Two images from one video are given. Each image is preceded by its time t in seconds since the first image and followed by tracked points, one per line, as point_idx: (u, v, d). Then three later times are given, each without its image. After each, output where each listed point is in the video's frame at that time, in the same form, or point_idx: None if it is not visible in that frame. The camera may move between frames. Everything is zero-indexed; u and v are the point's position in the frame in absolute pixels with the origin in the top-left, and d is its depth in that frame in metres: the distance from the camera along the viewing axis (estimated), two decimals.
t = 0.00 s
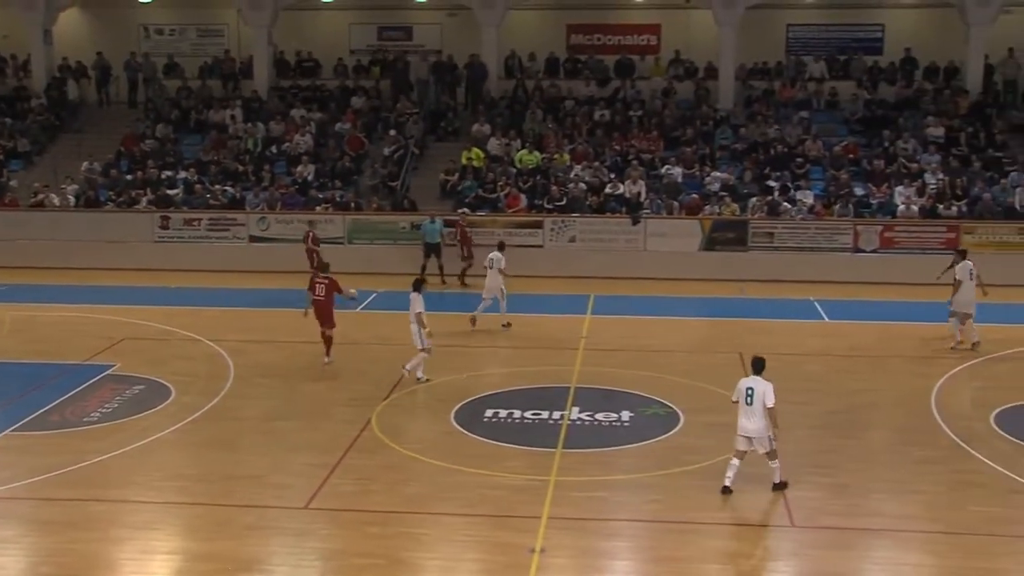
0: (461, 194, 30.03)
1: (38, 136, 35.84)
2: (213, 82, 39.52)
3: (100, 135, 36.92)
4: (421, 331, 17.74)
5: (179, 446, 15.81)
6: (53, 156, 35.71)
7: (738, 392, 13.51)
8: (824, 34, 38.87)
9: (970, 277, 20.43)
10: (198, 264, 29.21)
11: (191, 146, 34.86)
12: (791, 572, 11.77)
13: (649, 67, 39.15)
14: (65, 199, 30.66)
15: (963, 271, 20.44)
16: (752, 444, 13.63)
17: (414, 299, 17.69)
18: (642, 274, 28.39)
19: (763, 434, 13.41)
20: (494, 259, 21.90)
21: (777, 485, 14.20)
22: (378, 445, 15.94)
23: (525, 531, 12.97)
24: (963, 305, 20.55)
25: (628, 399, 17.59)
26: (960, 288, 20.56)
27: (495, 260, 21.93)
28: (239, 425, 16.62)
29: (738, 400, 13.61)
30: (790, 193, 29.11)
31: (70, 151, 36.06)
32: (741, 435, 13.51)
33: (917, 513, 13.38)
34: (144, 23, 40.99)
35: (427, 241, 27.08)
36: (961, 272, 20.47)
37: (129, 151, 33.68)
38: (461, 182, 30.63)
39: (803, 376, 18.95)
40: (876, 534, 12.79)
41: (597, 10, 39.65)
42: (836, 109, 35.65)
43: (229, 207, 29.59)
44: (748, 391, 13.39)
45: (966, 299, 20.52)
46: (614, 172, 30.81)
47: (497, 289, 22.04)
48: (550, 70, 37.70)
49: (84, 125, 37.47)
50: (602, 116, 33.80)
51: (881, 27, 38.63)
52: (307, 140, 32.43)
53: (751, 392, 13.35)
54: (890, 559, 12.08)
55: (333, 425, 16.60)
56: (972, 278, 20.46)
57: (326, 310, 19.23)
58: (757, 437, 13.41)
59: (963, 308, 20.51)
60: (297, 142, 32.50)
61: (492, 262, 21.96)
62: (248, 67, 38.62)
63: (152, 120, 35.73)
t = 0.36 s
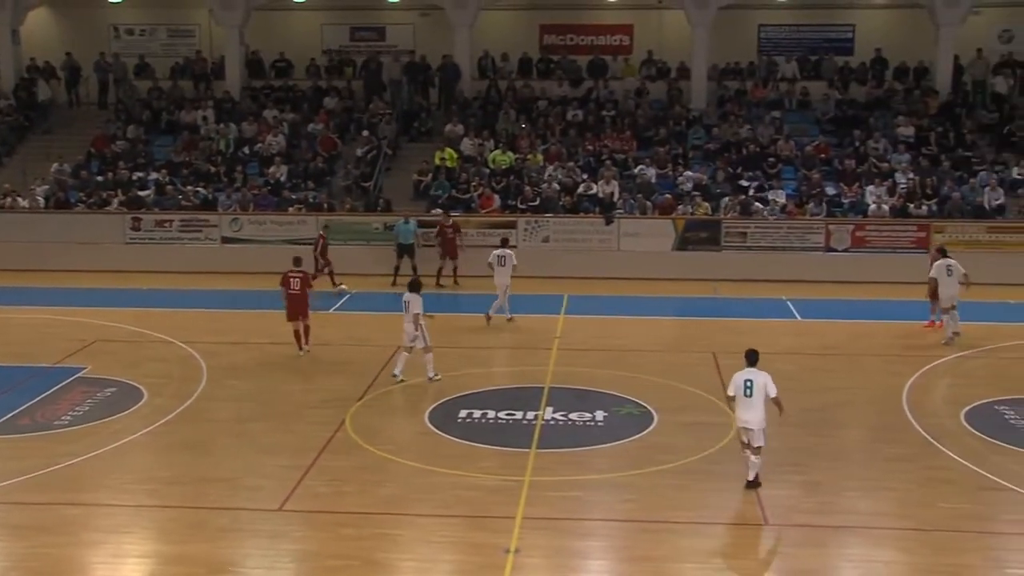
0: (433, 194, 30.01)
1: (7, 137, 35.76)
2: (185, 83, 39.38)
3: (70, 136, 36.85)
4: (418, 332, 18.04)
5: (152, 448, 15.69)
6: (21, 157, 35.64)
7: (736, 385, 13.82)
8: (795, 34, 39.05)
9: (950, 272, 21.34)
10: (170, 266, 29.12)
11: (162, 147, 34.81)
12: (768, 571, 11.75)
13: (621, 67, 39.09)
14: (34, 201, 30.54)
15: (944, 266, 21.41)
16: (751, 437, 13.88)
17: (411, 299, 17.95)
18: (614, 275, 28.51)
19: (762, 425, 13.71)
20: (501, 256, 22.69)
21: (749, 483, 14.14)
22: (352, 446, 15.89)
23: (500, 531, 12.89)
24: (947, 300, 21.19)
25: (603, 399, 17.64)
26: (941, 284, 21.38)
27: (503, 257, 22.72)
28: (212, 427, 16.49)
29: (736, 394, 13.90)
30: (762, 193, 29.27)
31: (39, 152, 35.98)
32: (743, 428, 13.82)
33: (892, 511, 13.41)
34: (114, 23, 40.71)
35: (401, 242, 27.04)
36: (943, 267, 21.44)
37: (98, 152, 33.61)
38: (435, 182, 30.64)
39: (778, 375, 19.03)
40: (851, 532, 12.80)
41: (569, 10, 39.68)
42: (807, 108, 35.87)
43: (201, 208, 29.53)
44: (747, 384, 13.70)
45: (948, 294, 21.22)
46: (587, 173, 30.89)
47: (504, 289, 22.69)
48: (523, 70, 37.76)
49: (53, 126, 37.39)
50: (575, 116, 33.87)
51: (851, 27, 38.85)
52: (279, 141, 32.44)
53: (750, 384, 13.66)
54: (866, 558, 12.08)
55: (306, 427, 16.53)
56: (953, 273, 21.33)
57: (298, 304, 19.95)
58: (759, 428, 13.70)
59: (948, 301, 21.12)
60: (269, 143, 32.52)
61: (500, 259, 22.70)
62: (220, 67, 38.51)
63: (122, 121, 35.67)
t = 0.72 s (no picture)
0: (406, 194, 29.98)
1: None
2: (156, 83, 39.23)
3: (40, 137, 36.71)
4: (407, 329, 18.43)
5: (123, 450, 15.52)
6: None
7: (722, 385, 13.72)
8: (767, 35, 39.27)
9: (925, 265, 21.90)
10: (142, 268, 29.00)
11: (133, 148, 34.72)
12: (742, 568, 11.68)
13: (593, 67, 39.23)
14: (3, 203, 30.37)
15: (918, 259, 21.91)
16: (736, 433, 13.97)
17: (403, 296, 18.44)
18: (587, 275, 28.55)
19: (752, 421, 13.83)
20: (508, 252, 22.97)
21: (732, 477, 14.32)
22: (325, 446, 15.77)
23: (475, 531, 12.74)
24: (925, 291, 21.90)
25: (577, 399, 17.64)
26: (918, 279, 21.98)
27: (508, 253, 22.94)
28: (185, 430, 16.33)
29: (719, 394, 13.78)
30: (733, 193, 29.46)
31: (8, 154, 35.81)
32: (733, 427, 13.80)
33: (870, 510, 13.33)
34: (85, 23, 40.49)
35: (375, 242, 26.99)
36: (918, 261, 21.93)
37: (68, 153, 33.49)
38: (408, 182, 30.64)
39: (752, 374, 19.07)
40: (830, 531, 12.71)
41: (541, 10, 39.72)
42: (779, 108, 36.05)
43: (173, 209, 29.44)
44: (734, 382, 13.70)
45: (923, 285, 21.90)
46: (560, 173, 31.00)
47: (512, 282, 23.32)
48: (496, 70, 37.80)
49: (23, 128, 37.25)
50: (548, 116, 33.98)
51: (822, 27, 39.05)
52: (251, 141, 32.45)
53: (737, 381, 13.71)
54: (846, 557, 11.97)
55: (279, 428, 16.41)
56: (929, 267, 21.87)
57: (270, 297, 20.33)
58: (751, 424, 13.79)
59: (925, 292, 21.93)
60: (242, 143, 32.51)
61: (505, 255, 23.05)
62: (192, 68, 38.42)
63: (92, 121, 35.55)
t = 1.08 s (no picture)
0: (389, 198, 29.94)
1: None
2: (138, 87, 39.15)
3: (21, 142, 36.60)
4: (396, 330, 18.37)
5: (104, 455, 15.42)
6: None
7: (721, 385, 13.68)
8: (749, 38, 39.42)
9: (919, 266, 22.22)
10: (124, 273, 28.92)
11: (115, 151, 34.64)
12: (727, 571, 11.64)
13: (576, 71, 39.32)
14: None
15: (910, 261, 22.17)
16: (728, 436, 13.92)
17: (391, 296, 18.28)
18: (570, 278, 28.57)
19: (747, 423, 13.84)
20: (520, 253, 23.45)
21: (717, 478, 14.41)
22: (308, 450, 15.70)
23: (459, 535, 12.69)
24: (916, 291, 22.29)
25: (560, 402, 17.65)
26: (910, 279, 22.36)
27: (522, 255, 23.50)
28: (167, 435, 16.24)
29: (717, 394, 13.73)
30: (716, 197, 29.58)
31: None
32: (728, 428, 13.77)
33: (855, 512, 13.32)
34: (65, 26, 40.35)
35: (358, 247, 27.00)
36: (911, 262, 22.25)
37: (49, 157, 33.38)
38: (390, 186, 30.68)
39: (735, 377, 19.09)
40: (815, 534, 12.69)
41: (523, 14, 39.78)
42: (761, 111, 36.20)
43: (155, 214, 29.35)
44: (733, 383, 13.69)
45: (915, 286, 22.31)
46: (543, 176, 31.07)
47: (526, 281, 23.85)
48: (478, 74, 37.84)
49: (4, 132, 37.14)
50: (531, 120, 34.04)
51: (803, 31, 39.23)
52: (233, 145, 32.45)
53: (736, 382, 13.70)
54: (831, 560, 11.95)
55: (262, 433, 16.35)
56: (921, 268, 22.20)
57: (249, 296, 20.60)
58: (747, 426, 13.80)
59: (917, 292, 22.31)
60: (224, 147, 32.49)
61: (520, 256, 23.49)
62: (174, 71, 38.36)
63: (73, 125, 35.44)
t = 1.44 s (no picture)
0: (373, 202, 29.93)
1: None
2: (120, 90, 39.02)
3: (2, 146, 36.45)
4: (383, 328, 18.67)
5: (87, 460, 15.31)
6: None
7: (721, 385, 13.68)
8: (732, 42, 39.55)
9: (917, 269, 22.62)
10: (107, 277, 28.80)
11: (97, 156, 34.53)
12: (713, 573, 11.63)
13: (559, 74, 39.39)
14: None
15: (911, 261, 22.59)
16: (726, 436, 13.92)
17: (380, 296, 18.54)
18: (554, 281, 28.61)
19: (743, 424, 13.90)
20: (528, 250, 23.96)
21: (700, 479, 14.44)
22: (292, 455, 15.64)
23: (444, 539, 12.66)
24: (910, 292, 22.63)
25: (544, 405, 17.65)
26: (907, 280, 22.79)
27: (532, 252, 23.99)
28: (150, 440, 16.16)
29: (717, 395, 13.72)
30: (700, 199, 29.68)
31: None
32: (727, 429, 13.78)
33: (840, 514, 13.33)
34: (47, 30, 40.20)
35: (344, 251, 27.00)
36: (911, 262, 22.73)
37: (31, 161, 33.26)
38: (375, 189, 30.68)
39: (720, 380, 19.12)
40: (801, 536, 12.69)
41: (507, 17, 39.82)
42: (744, 114, 36.36)
43: (138, 218, 29.24)
44: (733, 383, 13.71)
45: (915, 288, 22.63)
46: (527, 179, 31.10)
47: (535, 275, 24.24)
48: (462, 77, 37.85)
49: None
50: (514, 123, 34.07)
51: (786, 34, 39.39)
52: (216, 149, 32.43)
53: (736, 382, 13.73)
54: (816, 562, 11.96)
55: (247, 437, 16.29)
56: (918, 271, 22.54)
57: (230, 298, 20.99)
58: (745, 426, 13.86)
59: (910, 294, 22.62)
60: (206, 151, 32.45)
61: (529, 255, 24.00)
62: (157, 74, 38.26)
63: (55, 129, 35.31)
